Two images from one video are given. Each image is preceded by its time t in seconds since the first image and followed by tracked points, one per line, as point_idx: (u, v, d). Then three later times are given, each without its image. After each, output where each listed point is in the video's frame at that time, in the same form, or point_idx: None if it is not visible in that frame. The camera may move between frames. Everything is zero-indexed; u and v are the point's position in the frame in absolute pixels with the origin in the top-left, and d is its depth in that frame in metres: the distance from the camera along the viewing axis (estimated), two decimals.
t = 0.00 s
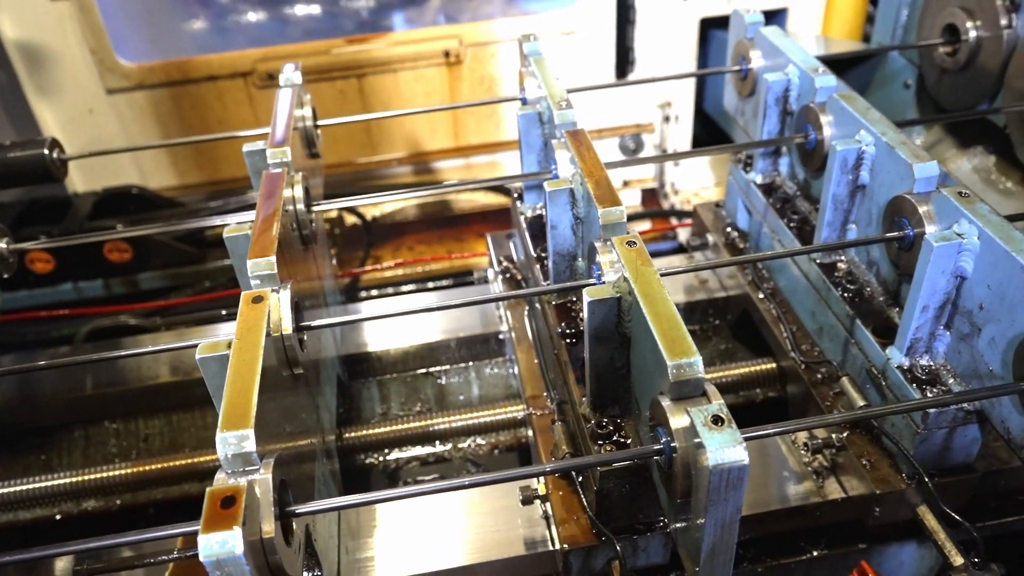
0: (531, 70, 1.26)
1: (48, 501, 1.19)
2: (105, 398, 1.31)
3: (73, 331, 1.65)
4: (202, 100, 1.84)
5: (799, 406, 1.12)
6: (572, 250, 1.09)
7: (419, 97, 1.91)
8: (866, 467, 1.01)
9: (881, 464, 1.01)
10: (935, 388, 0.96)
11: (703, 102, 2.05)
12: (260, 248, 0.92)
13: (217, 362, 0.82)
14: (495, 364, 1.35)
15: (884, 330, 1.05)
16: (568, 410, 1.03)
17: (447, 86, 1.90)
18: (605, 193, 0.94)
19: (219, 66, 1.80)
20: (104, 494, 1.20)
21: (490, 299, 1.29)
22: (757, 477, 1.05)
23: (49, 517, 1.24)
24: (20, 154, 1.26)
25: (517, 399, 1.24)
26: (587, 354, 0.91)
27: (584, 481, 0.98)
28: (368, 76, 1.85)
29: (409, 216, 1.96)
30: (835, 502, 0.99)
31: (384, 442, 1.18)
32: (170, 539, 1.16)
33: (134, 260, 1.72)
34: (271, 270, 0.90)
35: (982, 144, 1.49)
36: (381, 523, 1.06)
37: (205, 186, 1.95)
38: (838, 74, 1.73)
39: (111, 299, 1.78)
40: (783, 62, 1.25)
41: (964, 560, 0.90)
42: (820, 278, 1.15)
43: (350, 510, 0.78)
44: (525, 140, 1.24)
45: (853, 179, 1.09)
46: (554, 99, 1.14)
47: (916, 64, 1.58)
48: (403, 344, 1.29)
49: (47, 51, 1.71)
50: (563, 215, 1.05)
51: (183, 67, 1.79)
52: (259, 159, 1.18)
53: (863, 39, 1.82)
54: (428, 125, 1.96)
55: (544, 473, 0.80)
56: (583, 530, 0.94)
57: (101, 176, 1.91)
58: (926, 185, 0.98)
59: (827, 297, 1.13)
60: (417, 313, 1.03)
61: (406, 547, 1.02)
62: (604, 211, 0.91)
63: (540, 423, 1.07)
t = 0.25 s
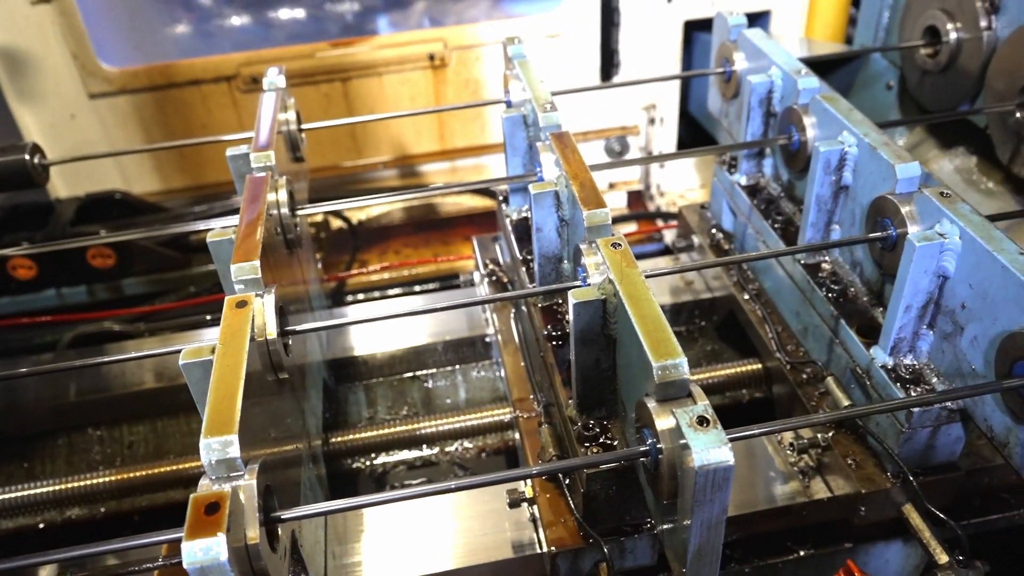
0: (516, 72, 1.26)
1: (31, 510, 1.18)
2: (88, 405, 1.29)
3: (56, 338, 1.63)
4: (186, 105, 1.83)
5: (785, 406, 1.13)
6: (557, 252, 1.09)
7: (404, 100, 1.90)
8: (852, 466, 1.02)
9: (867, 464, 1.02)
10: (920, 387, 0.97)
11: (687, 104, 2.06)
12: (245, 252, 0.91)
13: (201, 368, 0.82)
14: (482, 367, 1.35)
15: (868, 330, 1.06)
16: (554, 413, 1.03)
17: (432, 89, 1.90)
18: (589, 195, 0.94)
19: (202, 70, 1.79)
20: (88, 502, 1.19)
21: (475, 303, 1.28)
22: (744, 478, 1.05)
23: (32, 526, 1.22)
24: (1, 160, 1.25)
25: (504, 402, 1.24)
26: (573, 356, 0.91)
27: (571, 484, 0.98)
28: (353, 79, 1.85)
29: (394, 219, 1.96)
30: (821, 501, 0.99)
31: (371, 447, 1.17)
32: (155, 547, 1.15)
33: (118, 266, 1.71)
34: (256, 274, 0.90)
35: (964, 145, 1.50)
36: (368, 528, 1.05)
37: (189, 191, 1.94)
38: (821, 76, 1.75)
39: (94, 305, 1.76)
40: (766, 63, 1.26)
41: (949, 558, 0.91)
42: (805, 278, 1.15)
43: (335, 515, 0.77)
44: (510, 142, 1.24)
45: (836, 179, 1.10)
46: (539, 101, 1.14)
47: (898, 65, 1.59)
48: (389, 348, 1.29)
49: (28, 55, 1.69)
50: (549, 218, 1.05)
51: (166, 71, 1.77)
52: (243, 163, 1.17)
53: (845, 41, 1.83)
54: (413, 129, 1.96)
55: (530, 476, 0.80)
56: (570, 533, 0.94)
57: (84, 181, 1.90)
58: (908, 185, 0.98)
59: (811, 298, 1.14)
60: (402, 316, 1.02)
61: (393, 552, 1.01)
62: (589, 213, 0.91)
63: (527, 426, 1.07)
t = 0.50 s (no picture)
0: (501, 74, 1.27)
1: (17, 517, 1.17)
2: (74, 412, 1.29)
3: (41, 344, 1.62)
4: (171, 108, 1.82)
5: (772, 405, 1.13)
6: (544, 254, 1.09)
7: (390, 103, 1.90)
8: (838, 465, 1.02)
9: (853, 462, 1.03)
10: (905, 385, 0.97)
11: (674, 105, 2.07)
12: (230, 256, 0.91)
13: (186, 373, 0.81)
14: (470, 369, 1.34)
15: (853, 329, 1.07)
16: (542, 414, 1.03)
17: (418, 92, 1.90)
18: (575, 196, 0.95)
19: (187, 74, 1.78)
20: (75, 509, 1.18)
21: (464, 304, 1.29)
22: (731, 479, 1.06)
23: (17, 534, 1.21)
24: None
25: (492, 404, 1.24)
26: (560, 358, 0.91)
27: (559, 485, 0.98)
28: (339, 82, 1.84)
29: (382, 222, 1.95)
30: (809, 500, 1.00)
31: (359, 450, 1.17)
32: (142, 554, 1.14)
33: (103, 271, 1.70)
34: (241, 278, 0.89)
35: (947, 144, 1.51)
36: (357, 532, 1.05)
37: (175, 195, 1.93)
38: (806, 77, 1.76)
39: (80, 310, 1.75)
40: (750, 64, 1.26)
41: (935, 555, 0.92)
42: (791, 278, 1.16)
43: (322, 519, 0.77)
44: (496, 145, 1.25)
45: (821, 179, 1.10)
46: (524, 103, 1.14)
47: (881, 66, 1.60)
48: (377, 351, 1.29)
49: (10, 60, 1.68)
50: (535, 219, 1.05)
51: (150, 75, 1.77)
52: (228, 167, 1.17)
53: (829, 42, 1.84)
54: (400, 131, 1.95)
55: (518, 478, 0.80)
56: (559, 534, 0.94)
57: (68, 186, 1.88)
58: (892, 184, 0.99)
59: (797, 297, 1.14)
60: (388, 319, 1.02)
61: (382, 556, 1.01)
62: (575, 215, 0.91)
63: (515, 427, 1.07)
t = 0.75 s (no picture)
0: (491, 78, 1.27)
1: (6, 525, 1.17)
2: (63, 418, 1.28)
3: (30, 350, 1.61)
4: (160, 113, 1.81)
5: (762, 407, 1.13)
6: (534, 257, 1.09)
7: (380, 106, 1.90)
8: (828, 466, 1.03)
9: (843, 463, 1.03)
10: (894, 386, 0.98)
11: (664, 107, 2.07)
12: (218, 261, 0.91)
13: (175, 379, 0.81)
14: (461, 373, 1.34)
15: (843, 331, 1.07)
16: (533, 418, 1.04)
17: (408, 95, 1.89)
18: (564, 200, 0.95)
19: (176, 78, 1.77)
20: (64, 516, 1.18)
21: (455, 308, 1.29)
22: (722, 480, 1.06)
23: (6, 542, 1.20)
24: None
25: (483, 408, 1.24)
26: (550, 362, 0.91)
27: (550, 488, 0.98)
28: (328, 86, 1.84)
29: (372, 226, 1.95)
30: (799, 501, 1.00)
31: (350, 455, 1.17)
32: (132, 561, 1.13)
33: (92, 276, 1.69)
34: (230, 283, 0.89)
35: (935, 146, 1.52)
36: (348, 537, 1.04)
37: (164, 200, 1.92)
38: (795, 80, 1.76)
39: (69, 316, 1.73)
40: (739, 67, 1.27)
41: (925, 556, 0.92)
42: (780, 280, 1.16)
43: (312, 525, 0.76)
44: (486, 148, 1.25)
45: (809, 181, 1.11)
46: (514, 107, 1.14)
47: (869, 68, 1.61)
48: (368, 355, 1.29)
49: None
50: (525, 223, 1.05)
51: (139, 79, 1.76)
52: (217, 172, 1.17)
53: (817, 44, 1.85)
54: (390, 135, 1.95)
55: (508, 481, 0.79)
56: (551, 537, 0.95)
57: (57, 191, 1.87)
58: (880, 186, 1.00)
59: (786, 299, 1.15)
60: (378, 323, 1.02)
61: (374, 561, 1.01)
62: (564, 218, 0.92)
63: (506, 431, 1.07)
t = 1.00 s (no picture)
0: (475, 82, 1.27)
1: None
2: (48, 425, 1.28)
3: (14, 357, 1.60)
4: (144, 118, 1.80)
5: (747, 408, 1.14)
6: (518, 261, 1.09)
7: (367, 111, 1.89)
8: (812, 467, 1.03)
9: (827, 464, 1.04)
10: (875, 387, 0.99)
11: (649, 110, 2.08)
12: (201, 267, 0.90)
13: (157, 385, 0.81)
14: (447, 377, 1.34)
15: (826, 333, 1.08)
16: (518, 421, 1.04)
17: (394, 100, 1.89)
18: (547, 203, 0.95)
19: (160, 83, 1.77)
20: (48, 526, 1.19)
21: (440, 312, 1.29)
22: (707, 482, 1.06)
23: None
24: None
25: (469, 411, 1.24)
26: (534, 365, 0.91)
27: (535, 491, 0.99)
28: (314, 90, 1.84)
29: (359, 231, 1.96)
30: (783, 502, 1.01)
31: (336, 460, 1.17)
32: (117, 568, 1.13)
33: (77, 282, 1.68)
34: (213, 288, 0.89)
35: (918, 148, 1.53)
36: (334, 542, 1.04)
37: (150, 205, 1.91)
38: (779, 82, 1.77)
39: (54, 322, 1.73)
40: (722, 71, 1.27)
41: (907, 555, 0.93)
42: (763, 282, 1.17)
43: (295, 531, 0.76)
44: (470, 152, 1.25)
45: (791, 184, 1.12)
46: (497, 111, 1.14)
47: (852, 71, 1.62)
48: (353, 359, 1.29)
49: None
50: (508, 226, 1.05)
51: (124, 84, 1.75)
52: (201, 177, 1.17)
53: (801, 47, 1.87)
54: (376, 139, 1.95)
55: (492, 485, 0.80)
56: (536, 540, 0.95)
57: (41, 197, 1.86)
58: (860, 189, 1.01)
59: (770, 301, 1.16)
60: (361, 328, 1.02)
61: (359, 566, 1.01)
62: (547, 222, 0.92)
63: (491, 435, 1.07)
